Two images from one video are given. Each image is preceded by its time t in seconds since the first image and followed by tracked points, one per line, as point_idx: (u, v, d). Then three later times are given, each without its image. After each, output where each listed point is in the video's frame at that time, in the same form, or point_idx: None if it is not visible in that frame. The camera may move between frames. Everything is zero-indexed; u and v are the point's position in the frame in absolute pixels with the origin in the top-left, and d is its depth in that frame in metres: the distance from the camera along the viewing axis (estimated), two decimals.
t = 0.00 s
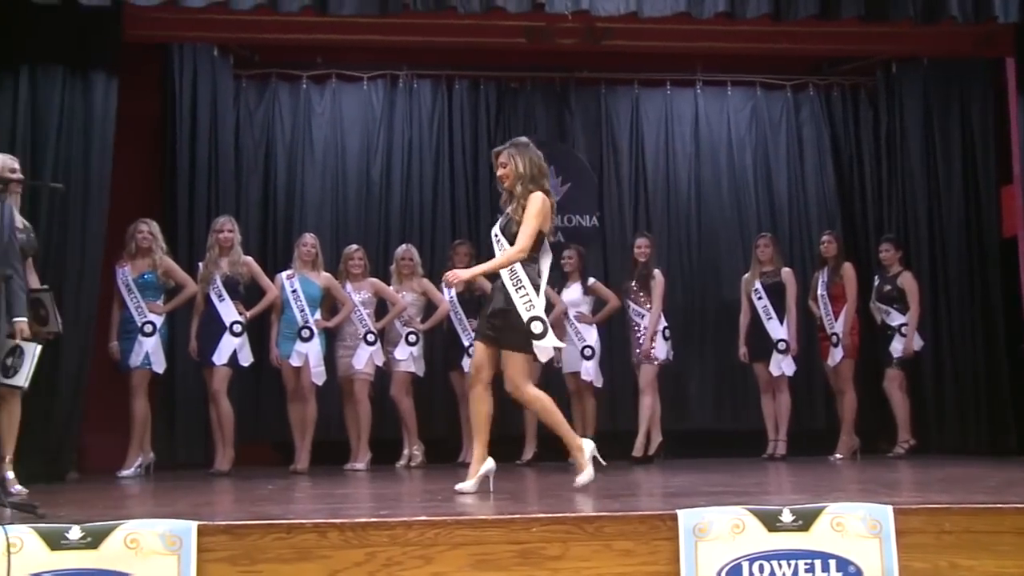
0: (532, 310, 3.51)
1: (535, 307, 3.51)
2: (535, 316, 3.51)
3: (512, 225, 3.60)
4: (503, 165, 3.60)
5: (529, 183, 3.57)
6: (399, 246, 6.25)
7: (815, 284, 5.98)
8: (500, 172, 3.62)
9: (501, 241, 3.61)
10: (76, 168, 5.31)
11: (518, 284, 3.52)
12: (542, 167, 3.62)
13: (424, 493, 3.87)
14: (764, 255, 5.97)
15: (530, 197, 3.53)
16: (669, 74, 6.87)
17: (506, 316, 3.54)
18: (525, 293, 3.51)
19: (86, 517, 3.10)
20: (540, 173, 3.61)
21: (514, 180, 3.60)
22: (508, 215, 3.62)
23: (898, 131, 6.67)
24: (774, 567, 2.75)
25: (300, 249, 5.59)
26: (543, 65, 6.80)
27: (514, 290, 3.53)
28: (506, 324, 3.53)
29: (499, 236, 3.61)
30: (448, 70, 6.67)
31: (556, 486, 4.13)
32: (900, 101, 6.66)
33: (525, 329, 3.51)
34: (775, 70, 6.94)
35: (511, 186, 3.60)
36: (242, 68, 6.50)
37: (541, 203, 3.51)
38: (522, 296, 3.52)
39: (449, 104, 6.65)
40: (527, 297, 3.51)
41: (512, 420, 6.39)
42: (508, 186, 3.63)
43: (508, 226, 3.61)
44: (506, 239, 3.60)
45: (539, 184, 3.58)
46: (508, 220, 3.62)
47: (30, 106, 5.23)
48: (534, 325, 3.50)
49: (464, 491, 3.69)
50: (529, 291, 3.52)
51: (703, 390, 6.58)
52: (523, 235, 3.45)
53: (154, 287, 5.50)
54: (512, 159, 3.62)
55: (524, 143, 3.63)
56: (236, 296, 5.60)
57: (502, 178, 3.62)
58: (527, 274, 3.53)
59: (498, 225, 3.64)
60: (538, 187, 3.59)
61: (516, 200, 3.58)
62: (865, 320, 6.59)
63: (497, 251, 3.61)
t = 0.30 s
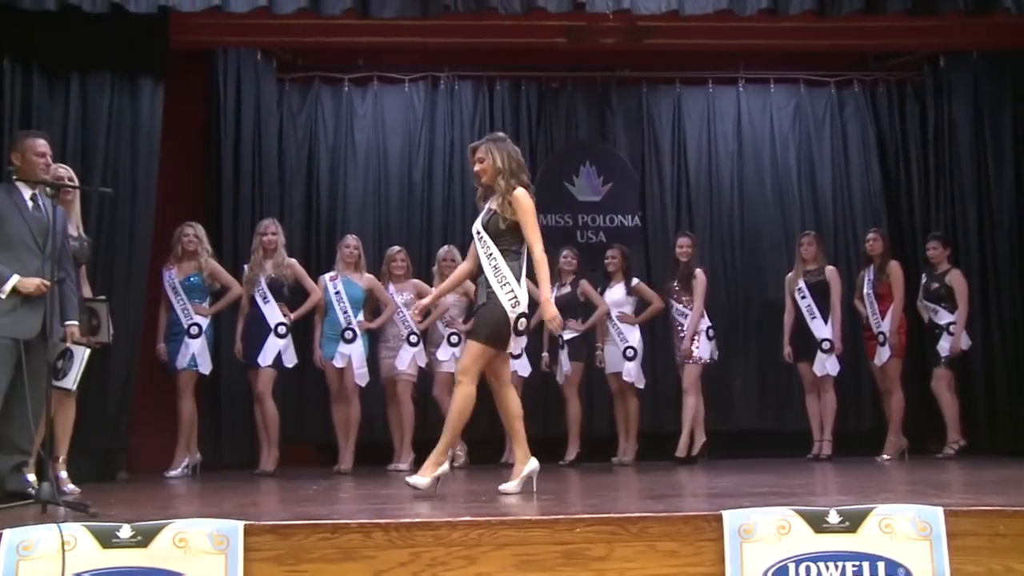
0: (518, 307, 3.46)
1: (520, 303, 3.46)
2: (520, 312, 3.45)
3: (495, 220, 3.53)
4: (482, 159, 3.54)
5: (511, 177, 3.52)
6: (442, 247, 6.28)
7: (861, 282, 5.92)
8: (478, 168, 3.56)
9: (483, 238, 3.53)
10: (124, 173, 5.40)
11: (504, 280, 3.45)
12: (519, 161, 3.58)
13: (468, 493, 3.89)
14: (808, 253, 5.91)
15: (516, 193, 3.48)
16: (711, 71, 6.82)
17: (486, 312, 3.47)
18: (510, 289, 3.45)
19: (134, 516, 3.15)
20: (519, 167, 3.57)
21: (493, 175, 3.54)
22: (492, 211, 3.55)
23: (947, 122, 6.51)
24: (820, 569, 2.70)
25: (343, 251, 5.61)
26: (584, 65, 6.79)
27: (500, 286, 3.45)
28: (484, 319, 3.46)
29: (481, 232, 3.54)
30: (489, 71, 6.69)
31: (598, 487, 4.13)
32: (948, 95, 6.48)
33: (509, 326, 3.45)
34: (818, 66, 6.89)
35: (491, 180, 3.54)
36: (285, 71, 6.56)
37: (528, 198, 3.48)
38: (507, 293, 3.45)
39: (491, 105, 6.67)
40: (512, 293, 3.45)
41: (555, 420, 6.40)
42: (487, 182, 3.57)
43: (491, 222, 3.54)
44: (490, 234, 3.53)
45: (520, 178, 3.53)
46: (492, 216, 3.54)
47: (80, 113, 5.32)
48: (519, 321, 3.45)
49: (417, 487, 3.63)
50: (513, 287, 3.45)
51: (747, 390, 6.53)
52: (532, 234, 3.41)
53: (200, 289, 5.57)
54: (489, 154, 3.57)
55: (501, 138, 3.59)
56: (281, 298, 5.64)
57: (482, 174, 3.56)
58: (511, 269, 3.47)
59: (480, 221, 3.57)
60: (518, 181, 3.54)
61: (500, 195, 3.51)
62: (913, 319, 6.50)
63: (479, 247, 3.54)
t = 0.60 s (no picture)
0: (499, 306, 3.44)
1: (501, 303, 3.44)
2: (500, 312, 3.43)
3: (477, 218, 3.47)
4: (472, 154, 3.47)
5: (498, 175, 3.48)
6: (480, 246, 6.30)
7: (902, 281, 5.86)
8: (467, 160, 3.47)
9: (463, 234, 3.48)
10: (166, 178, 5.46)
11: (486, 277, 3.42)
12: (502, 160, 3.55)
13: (506, 492, 3.90)
14: (847, 251, 5.85)
15: (505, 193, 3.46)
16: (749, 69, 6.78)
17: (465, 309, 3.43)
18: (493, 287, 3.42)
19: (176, 515, 3.18)
20: (502, 168, 3.54)
21: (481, 171, 3.48)
22: (474, 208, 3.49)
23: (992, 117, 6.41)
24: (864, 570, 2.69)
25: (380, 252, 5.64)
26: (620, 64, 6.78)
27: (482, 283, 3.42)
28: (466, 317, 3.42)
29: (462, 228, 3.48)
30: (526, 71, 6.70)
31: (637, 487, 4.12)
32: (993, 90, 6.36)
33: (487, 324, 3.42)
34: (857, 63, 6.82)
35: (479, 176, 3.47)
36: (323, 74, 6.62)
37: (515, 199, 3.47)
38: (490, 292, 3.42)
39: (527, 105, 6.66)
40: (495, 292, 3.43)
41: (593, 420, 6.39)
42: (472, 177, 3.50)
43: (472, 218, 3.48)
44: (470, 229, 3.47)
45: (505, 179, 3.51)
46: (474, 213, 3.48)
47: (122, 117, 5.39)
48: (498, 320, 3.42)
49: (446, 496, 3.59)
50: (496, 285, 3.43)
51: (786, 389, 6.48)
52: (519, 237, 3.41)
53: (240, 291, 5.62)
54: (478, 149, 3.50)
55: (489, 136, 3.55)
56: (320, 299, 5.67)
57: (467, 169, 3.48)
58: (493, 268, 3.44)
59: (461, 216, 3.49)
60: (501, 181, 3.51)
61: (486, 193, 3.47)
62: (956, 318, 6.41)
63: (458, 243, 3.48)
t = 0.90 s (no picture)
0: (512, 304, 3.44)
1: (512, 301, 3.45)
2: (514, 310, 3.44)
3: (490, 213, 3.48)
4: (473, 150, 3.49)
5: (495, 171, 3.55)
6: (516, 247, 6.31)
7: (943, 279, 5.78)
8: (472, 154, 3.48)
9: (481, 230, 3.42)
10: (203, 181, 5.51)
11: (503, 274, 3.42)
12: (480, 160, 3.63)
13: (542, 492, 3.90)
14: (885, 250, 5.79)
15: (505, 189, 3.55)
16: (784, 67, 6.73)
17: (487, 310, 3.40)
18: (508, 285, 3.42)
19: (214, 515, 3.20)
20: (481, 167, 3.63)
21: (481, 167, 3.53)
22: (482, 203, 3.49)
23: None
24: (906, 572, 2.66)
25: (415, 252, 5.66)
26: (655, 64, 6.76)
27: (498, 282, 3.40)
28: (490, 317, 3.40)
29: (482, 223, 3.42)
30: (560, 71, 6.70)
31: (673, 487, 4.11)
32: None
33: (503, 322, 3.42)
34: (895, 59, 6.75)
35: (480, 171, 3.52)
36: (358, 76, 6.65)
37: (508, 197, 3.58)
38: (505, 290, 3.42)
39: (562, 105, 6.66)
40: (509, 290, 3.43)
41: (628, 420, 6.37)
42: (471, 172, 3.52)
43: (485, 213, 3.47)
44: (486, 224, 3.44)
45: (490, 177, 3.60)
46: (486, 209, 3.48)
47: (161, 121, 5.46)
48: (513, 318, 3.43)
49: (486, 497, 3.59)
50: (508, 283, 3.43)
51: (824, 388, 6.43)
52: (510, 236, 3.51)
53: (276, 292, 5.66)
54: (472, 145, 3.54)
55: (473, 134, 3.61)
56: (355, 300, 5.71)
57: (466, 165, 3.49)
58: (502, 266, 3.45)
59: (476, 210, 3.44)
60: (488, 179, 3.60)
61: (490, 188, 3.53)
62: (998, 316, 6.32)
63: (473, 240, 3.42)
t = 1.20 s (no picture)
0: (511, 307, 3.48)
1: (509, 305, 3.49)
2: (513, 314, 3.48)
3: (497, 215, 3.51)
4: (473, 150, 3.50)
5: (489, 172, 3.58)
6: (542, 248, 6.30)
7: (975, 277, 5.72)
8: (475, 155, 3.49)
9: (492, 230, 3.44)
10: (232, 183, 5.54)
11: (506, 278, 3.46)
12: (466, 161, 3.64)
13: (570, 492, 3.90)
14: (917, 248, 5.73)
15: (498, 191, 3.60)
16: (812, 64, 6.69)
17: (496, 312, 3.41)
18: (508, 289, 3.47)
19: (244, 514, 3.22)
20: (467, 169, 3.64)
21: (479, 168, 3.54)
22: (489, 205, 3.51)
23: None
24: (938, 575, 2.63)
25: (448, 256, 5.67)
26: (682, 63, 6.73)
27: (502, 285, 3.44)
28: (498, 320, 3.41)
29: (494, 223, 3.44)
30: (586, 71, 6.68)
31: (702, 488, 4.09)
32: None
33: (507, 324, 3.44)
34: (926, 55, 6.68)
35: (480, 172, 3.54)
36: (384, 77, 6.67)
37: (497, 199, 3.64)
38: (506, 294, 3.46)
39: (588, 105, 6.66)
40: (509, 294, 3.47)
41: (656, 420, 6.34)
42: (472, 173, 3.52)
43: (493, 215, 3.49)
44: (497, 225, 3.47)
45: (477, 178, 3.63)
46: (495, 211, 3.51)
47: (190, 124, 5.51)
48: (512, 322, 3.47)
49: (492, 497, 3.59)
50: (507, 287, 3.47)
51: (854, 387, 6.38)
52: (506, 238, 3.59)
53: (305, 293, 5.69)
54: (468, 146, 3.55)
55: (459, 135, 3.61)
56: (382, 300, 5.72)
57: (464, 166, 3.49)
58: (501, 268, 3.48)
59: (486, 211, 3.45)
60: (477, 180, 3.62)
61: (490, 190, 3.57)
62: None
63: (486, 240, 3.41)
